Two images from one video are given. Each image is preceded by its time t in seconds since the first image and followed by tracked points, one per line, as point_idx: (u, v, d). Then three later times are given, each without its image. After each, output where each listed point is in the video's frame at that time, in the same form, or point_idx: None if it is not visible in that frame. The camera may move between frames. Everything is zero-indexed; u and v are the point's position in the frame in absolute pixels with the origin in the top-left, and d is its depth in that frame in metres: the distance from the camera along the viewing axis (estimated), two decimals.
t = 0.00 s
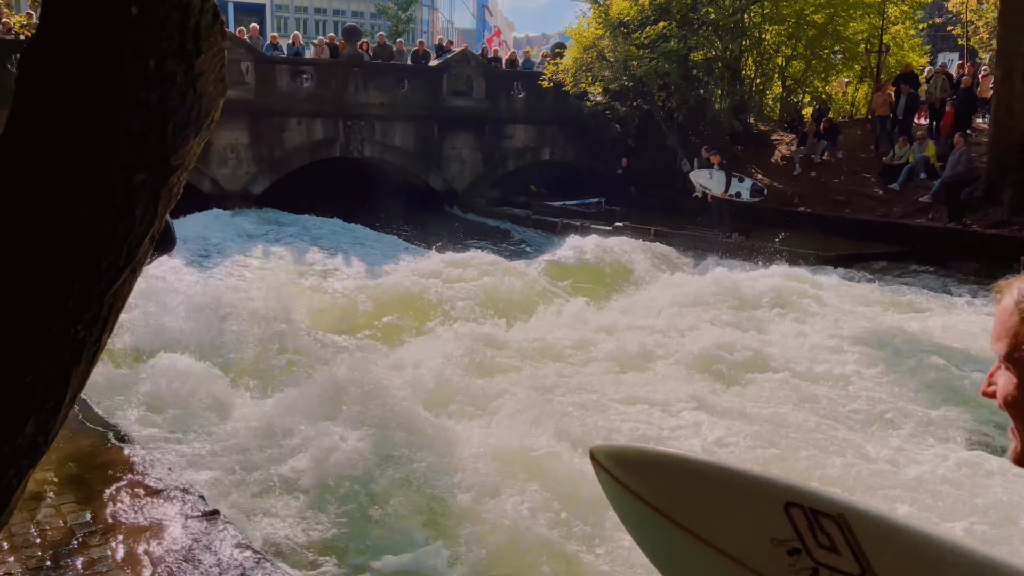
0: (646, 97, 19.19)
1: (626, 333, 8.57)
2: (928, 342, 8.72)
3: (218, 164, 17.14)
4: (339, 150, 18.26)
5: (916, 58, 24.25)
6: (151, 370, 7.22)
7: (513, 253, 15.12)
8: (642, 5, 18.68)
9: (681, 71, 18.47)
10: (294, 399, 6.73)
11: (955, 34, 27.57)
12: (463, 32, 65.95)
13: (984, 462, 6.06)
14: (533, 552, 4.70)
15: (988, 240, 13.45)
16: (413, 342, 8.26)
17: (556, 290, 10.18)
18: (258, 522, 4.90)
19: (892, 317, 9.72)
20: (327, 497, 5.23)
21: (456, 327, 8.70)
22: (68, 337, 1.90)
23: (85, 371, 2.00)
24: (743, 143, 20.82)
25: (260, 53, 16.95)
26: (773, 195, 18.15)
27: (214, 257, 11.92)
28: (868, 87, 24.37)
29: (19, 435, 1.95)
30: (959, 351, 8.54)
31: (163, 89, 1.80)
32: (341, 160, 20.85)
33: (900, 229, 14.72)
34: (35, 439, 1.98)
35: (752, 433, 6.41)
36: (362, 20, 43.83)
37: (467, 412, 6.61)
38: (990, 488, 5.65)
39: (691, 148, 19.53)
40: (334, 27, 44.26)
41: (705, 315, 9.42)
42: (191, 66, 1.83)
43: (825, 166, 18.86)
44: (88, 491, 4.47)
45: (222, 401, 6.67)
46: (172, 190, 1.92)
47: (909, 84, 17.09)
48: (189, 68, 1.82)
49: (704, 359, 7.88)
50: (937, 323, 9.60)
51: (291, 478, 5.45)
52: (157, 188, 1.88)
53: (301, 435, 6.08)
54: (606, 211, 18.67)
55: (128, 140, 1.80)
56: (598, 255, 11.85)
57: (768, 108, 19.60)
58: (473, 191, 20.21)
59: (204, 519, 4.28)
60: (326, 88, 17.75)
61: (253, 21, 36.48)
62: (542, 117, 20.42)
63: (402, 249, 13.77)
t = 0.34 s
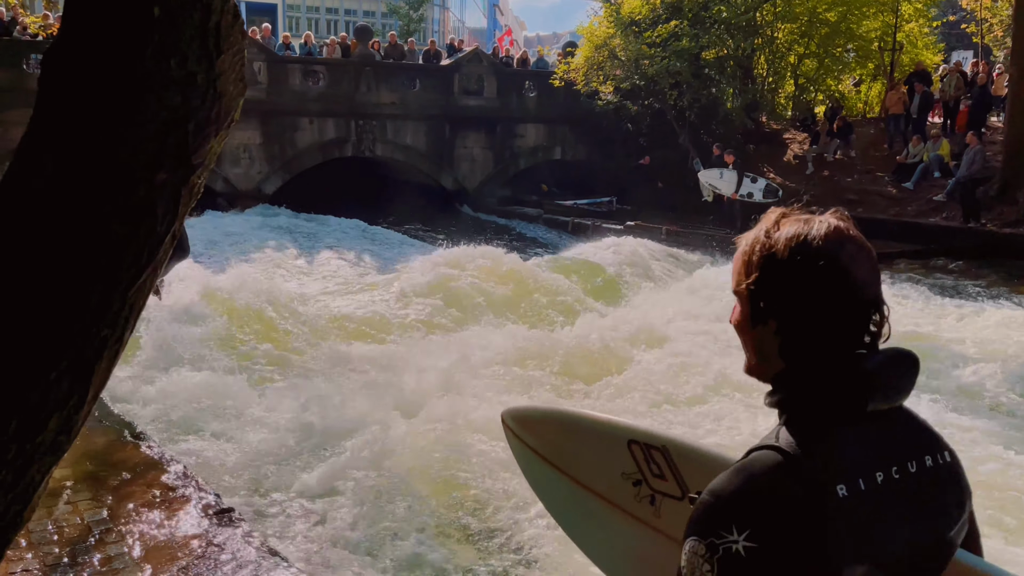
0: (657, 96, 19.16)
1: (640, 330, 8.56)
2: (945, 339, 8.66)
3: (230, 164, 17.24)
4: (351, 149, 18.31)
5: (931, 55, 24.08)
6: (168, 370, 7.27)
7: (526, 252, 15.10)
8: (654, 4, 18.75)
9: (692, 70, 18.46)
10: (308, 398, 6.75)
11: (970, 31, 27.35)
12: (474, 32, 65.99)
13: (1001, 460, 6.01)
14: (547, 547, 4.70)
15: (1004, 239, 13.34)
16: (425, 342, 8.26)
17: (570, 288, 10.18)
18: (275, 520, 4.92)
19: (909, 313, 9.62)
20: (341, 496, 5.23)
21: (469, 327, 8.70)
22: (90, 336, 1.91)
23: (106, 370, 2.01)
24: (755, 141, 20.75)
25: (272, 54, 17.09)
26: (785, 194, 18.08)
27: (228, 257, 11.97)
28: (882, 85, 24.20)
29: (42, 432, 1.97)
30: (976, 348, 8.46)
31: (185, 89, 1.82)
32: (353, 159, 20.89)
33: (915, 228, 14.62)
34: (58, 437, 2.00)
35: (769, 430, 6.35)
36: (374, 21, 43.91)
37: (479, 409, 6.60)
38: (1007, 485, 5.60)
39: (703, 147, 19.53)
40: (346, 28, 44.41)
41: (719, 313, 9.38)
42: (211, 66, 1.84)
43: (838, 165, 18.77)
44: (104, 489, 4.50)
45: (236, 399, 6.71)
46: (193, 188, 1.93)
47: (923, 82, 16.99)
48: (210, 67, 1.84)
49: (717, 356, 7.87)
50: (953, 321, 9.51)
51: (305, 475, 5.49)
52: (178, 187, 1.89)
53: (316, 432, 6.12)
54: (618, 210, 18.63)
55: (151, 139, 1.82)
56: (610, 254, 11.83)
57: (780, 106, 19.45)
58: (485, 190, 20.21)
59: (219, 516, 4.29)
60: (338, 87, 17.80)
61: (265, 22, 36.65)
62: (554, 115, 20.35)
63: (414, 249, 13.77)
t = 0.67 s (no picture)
0: (671, 96, 19.10)
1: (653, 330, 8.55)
2: (962, 338, 8.59)
3: (245, 164, 17.36)
4: (364, 149, 18.39)
5: (948, 54, 23.88)
6: (185, 367, 7.33)
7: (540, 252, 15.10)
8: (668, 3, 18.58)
9: (706, 68, 18.32)
10: (321, 400, 6.75)
11: (988, 29, 27.10)
12: (488, 32, 66.07)
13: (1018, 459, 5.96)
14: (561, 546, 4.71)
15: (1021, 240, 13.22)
16: (440, 340, 8.29)
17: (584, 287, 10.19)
18: (290, 517, 4.94)
19: (927, 316, 9.51)
20: (353, 497, 5.22)
21: (483, 325, 8.72)
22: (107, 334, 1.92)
23: (123, 370, 2.02)
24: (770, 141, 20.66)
25: (286, 54, 17.18)
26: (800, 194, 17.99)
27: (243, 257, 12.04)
28: (898, 84, 24.04)
29: (60, 431, 1.99)
30: (994, 348, 8.38)
31: (200, 88, 1.82)
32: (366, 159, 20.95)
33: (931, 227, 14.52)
34: (75, 436, 2.02)
35: (785, 432, 6.27)
36: (388, 21, 44.03)
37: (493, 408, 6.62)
38: None
39: (717, 145, 19.50)
40: (361, 29, 44.58)
41: (733, 312, 9.36)
42: (227, 65, 1.85)
43: (853, 164, 18.66)
44: (120, 487, 4.52)
45: (252, 396, 6.77)
46: (209, 188, 1.93)
47: (939, 80, 16.87)
48: (226, 67, 1.84)
49: (731, 355, 7.86)
50: (970, 321, 9.44)
51: (320, 473, 5.53)
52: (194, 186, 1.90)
53: (331, 431, 6.16)
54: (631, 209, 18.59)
55: (168, 140, 1.83)
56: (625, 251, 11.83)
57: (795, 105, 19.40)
58: (498, 190, 20.23)
59: (234, 515, 4.30)
60: (351, 87, 17.85)
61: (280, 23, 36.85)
62: (568, 115, 20.30)
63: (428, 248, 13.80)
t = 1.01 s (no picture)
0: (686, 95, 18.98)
1: (667, 334, 8.55)
2: (979, 344, 8.54)
3: (260, 165, 17.45)
4: (378, 149, 18.43)
5: (965, 53, 23.67)
6: (201, 369, 7.38)
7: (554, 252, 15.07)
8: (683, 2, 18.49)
9: (721, 67, 18.27)
10: (336, 401, 6.81)
11: (1007, 28, 26.84)
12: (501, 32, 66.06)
13: None
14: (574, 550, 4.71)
15: None
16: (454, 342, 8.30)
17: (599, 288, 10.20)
18: (306, 517, 4.95)
19: (943, 318, 9.47)
20: (368, 497, 5.26)
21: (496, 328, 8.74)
22: (122, 334, 1.94)
23: (139, 369, 2.04)
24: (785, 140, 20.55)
25: (301, 54, 17.24)
26: (815, 194, 17.87)
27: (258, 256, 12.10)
28: (915, 83, 23.82)
29: (77, 429, 2.00)
30: (1011, 353, 8.32)
31: (215, 90, 1.83)
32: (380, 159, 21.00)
33: (947, 228, 14.41)
34: (92, 434, 2.04)
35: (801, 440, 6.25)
36: (401, 21, 44.08)
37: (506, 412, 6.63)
38: None
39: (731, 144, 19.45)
40: (374, 28, 44.65)
41: (748, 315, 9.36)
42: (242, 66, 1.85)
43: (870, 164, 18.52)
44: (135, 486, 4.55)
45: (268, 397, 6.82)
46: (224, 188, 1.94)
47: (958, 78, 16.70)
48: (241, 67, 1.85)
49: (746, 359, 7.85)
50: (987, 326, 9.36)
51: (334, 473, 5.55)
52: (209, 186, 1.90)
53: (345, 431, 6.19)
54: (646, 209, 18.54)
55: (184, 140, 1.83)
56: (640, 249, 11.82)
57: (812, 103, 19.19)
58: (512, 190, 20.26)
59: (248, 514, 4.31)
60: (366, 87, 17.90)
61: (295, 23, 36.93)
62: (582, 115, 20.24)
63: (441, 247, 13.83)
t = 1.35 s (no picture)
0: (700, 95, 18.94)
1: (682, 336, 8.54)
2: (997, 346, 8.47)
3: (275, 165, 17.56)
4: (392, 150, 18.49)
5: (982, 52, 23.47)
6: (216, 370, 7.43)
7: (568, 253, 15.06)
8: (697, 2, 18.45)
9: (736, 67, 18.21)
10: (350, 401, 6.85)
11: None
12: (515, 32, 66.11)
13: None
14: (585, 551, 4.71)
15: None
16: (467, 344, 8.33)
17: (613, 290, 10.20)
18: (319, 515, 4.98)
19: (960, 320, 9.39)
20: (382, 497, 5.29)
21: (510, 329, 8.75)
22: (141, 334, 1.96)
23: (157, 369, 2.07)
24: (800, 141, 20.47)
25: (316, 55, 17.32)
26: (830, 195, 17.76)
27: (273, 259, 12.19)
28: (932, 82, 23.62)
29: (96, 428, 2.03)
30: None
31: (232, 94, 1.85)
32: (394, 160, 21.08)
33: (964, 228, 14.27)
34: (111, 434, 2.07)
35: (816, 442, 6.22)
36: (416, 22, 44.21)
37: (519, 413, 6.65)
38: None
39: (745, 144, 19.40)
40: (389, 29, 44.81)
41: (762, 318, 9.33)
42: (258, 69, 1.88)
43: (886, 164, 18.39)
44: (152, 484, 4.59)
45: (282, 398, 6.87)
46: (240, 191, 1.97)
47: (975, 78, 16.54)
48: (257, 70, 1.88)
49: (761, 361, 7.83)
50: (1004, 328, 9.27)
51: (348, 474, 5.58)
52: (225, 188, 1.93)
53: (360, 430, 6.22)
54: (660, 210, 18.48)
55: (201, 145, 1.86)
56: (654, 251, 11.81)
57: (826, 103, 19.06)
58: (525, 191, 20.28)
59: (262, 513, 4.33)
60: (380, 88, 17.94)
61: (311, 25, 37.14)
62: (596, 115, 20.26)
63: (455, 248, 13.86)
